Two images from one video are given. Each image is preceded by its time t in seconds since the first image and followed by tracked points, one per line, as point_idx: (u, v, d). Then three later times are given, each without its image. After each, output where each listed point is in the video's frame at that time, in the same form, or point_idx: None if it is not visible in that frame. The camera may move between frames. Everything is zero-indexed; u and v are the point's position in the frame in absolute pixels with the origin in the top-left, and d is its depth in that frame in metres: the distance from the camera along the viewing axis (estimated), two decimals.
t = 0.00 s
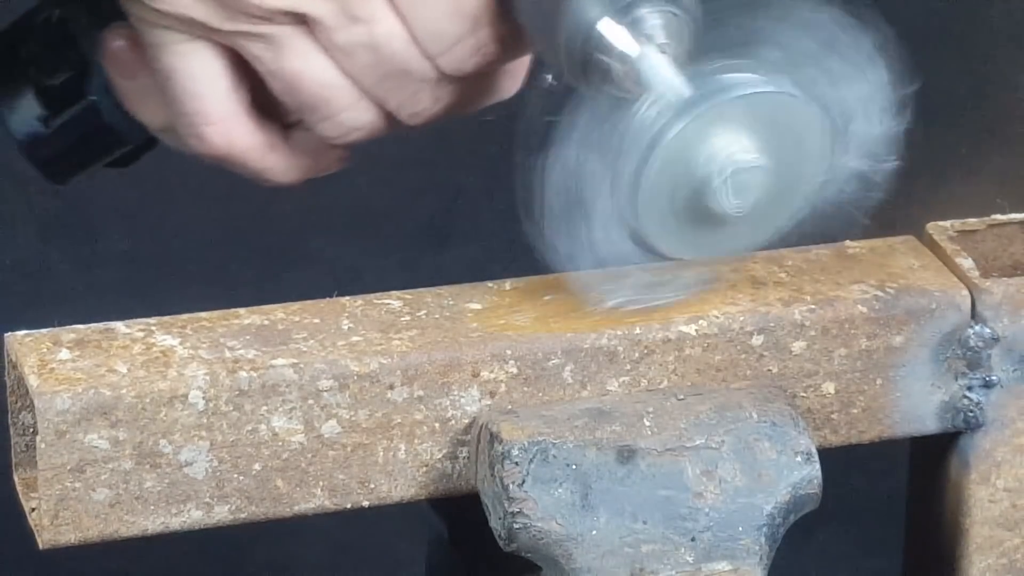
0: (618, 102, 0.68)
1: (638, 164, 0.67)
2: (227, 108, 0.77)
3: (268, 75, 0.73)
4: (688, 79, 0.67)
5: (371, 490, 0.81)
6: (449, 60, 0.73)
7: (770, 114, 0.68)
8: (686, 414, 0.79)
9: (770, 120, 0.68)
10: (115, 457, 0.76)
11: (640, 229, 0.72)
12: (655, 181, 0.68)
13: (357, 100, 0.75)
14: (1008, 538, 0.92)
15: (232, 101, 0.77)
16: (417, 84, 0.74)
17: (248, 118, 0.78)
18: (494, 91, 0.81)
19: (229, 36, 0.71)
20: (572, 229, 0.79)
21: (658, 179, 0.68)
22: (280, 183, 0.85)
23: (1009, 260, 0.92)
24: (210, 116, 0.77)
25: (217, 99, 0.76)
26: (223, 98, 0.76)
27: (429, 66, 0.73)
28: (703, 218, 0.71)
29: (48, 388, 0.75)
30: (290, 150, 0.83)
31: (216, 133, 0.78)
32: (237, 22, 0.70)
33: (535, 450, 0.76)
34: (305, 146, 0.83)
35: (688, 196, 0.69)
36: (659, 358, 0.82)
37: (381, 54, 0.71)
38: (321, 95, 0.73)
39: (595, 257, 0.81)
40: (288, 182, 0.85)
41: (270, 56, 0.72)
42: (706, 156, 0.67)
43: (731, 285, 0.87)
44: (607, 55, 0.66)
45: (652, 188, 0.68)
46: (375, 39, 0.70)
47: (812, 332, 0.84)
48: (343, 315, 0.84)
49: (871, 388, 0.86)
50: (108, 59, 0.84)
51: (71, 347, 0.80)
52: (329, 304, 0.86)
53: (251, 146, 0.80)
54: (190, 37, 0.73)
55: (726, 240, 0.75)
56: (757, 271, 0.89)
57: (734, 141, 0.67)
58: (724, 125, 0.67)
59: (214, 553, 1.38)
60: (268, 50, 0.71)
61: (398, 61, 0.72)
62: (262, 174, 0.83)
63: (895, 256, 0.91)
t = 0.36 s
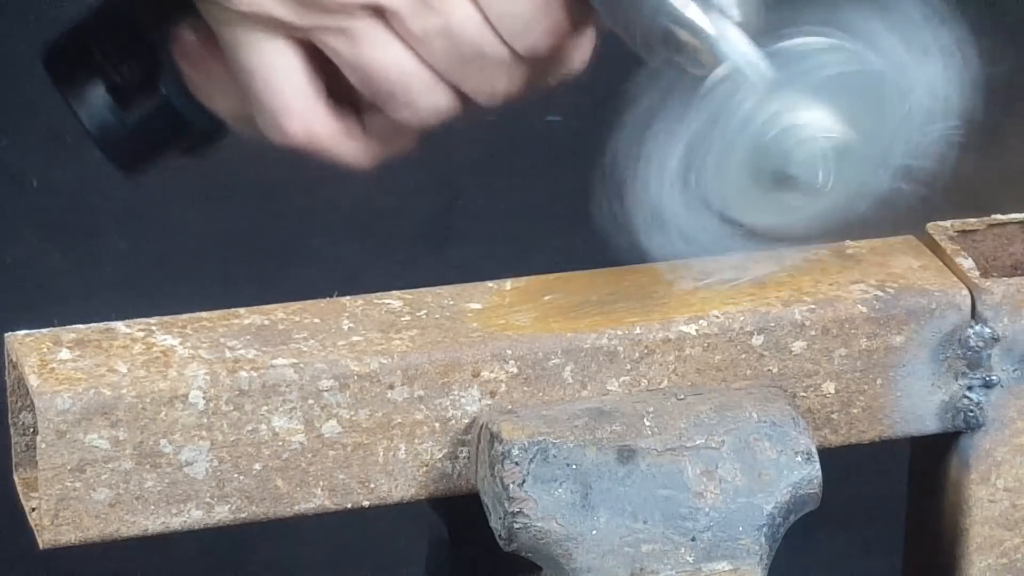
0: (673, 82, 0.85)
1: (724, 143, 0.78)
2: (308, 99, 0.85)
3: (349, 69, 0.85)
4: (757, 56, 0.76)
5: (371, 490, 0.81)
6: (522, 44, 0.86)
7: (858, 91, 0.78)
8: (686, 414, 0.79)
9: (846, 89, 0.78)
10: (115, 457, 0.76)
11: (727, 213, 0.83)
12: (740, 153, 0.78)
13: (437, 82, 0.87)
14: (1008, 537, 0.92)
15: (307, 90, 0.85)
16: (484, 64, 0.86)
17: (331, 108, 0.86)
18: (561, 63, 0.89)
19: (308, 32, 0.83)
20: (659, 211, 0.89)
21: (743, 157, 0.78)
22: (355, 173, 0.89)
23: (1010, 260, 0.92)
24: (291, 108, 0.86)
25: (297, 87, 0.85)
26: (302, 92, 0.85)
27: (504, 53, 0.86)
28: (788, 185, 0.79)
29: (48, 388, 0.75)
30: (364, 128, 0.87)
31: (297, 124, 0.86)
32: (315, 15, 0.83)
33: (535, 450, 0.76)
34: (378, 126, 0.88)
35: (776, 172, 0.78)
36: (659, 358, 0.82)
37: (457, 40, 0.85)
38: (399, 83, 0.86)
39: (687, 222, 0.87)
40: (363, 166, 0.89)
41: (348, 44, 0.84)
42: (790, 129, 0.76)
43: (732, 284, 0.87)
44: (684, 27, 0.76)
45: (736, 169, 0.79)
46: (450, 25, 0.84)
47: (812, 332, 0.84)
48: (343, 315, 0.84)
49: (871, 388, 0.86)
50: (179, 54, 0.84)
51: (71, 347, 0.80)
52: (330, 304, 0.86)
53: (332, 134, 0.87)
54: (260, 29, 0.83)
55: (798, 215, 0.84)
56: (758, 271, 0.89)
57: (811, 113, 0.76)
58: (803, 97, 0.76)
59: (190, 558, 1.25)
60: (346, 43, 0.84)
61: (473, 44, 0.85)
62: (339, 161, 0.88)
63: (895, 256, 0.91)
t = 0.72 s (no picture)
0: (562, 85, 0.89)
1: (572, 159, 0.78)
2: (212, 90, 0.91)
3: (258, 56, 0.89)
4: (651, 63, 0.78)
5: (371, 490, 0.81)
6: (427, 47, 0.91)
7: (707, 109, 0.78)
8: (686, 415, 0.79)
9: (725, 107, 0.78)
10: (115, 457, 0.76)
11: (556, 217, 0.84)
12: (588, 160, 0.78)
13: (347, 77, 0.90)
14: (1008, 538, 0.92)
15: (213, 83, 0.91)
16: (396, 69, 0.92)
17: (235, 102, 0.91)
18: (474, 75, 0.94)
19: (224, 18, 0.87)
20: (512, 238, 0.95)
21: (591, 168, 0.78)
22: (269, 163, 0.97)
23: (1010, 260, 0.92)
24: (199, 98, 0.92)
25: (201, 76, 0.90)
26: (206, 81, 0.91)
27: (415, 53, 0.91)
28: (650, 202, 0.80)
29: (49, 388, 0.75)
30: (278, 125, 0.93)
31: (206, 115, 0.92)
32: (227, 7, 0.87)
33: (535, 450, 0.76)
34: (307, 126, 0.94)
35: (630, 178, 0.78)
36: (659, 359, 0.82)
37: (359, 38, 0.89)
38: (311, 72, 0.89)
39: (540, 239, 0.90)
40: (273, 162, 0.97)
41: (256, 33, 0.88)
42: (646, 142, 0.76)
43: (732, 284, 0.87)
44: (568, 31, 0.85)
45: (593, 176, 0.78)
46: (354, 24, 0.88)
47: (812, 332, 0.84)
48: (343, 315, 0.84)
49: (871, 388, 0.86)
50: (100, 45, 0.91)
51: (71, 346, 0.80)
52: (330, 304, 0.86)
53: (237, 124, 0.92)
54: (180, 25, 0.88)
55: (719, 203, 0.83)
56: (758, 270, 0.89)
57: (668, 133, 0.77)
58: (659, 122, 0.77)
59: (191, 569, 1.21)
60: (253, 34, 0.88)
61: (371, 47, 0.89)
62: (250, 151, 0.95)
63: (895, 256, 0.91)
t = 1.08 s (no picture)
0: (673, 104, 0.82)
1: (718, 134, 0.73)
2: (345, 87, 0.85)
3: (382, 53, 0.83)
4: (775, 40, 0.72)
5: (371, 491, 0.81)
6: (551, 24, 0.83)
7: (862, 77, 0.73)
8: (687, 415, 0.79)
9: (881, 72, 0.73)
10: (115, 458, 0.75)
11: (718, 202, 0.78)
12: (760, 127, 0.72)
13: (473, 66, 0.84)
14: (1009, 539, 0.92)
15: (344, 79, 0.85)
16: (519, 53, 0.85)
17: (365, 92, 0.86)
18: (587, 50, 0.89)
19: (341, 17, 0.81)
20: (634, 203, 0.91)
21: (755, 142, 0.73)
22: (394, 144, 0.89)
23: (1011, 260, 0.91)
24: (327, 95, 0.86)
25: (330, 74, 0.84)
26: (336, 79, 0.85)
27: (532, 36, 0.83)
28: (803, 178, 0.74)
29: (48, 388, 0.74)
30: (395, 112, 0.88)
31: (339, 108, 0.86)
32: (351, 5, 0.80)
33: (535, 451, 0.76)
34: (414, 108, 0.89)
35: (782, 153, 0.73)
36: (660, 359, 0.82)
37: (483, 26, 0.82)
38: (435, 65, 0.84)
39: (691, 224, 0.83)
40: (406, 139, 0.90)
41: (382, 33, 0.82)
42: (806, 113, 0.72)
43: (734, 285, 0.87)
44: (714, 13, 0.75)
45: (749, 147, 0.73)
46: (474, 11, 0.81)
47: (813, 333, 0.83)
48: (343, 315, 0.84)
49: (872, 388, 0.86)
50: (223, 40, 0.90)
51: (70, 347, 0.80)
52: (329, 304, 0.86)
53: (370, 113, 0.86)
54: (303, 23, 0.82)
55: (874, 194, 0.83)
56: (759, 271, 0.89)
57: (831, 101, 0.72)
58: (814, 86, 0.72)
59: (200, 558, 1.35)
60: (378, 31, 0.82)
61: (499, 32, 0.82)
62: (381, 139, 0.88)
63: (896, 257, 0.91)
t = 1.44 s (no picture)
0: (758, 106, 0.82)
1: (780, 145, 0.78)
2: (392, 98, 0.88)
3: (437, 65, 0.85)
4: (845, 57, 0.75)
5: (370, 491, 0.81)
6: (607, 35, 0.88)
7: (934, 90, 0.77)
8: (686, 415, 0.79)
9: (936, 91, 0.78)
10: (115, 457, 0.75)
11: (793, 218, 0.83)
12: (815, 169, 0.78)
13: (530, 74, 0.88)
14: (1008, 538, 0.92)
15: (393, 92, 0.87)
16: (555, 68, 0.88)
17: (413, 106, 0.89)
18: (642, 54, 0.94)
19: (402, 31, 0.83)
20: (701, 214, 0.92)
21: (823, 164, 0.78)
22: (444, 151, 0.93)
23: (1010, 260, 0.90)
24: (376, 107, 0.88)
25: (380, 86, 0.86)
26: (386, 91, 0.87)
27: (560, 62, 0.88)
28: (854, 191, 0.80)
29: (48, 388, 0.74)
30: (445, 122, 0.91)
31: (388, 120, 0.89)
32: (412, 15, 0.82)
33: (534, 450, 0.76)
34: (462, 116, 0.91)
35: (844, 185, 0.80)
36: (660, 359, 0.82)
37: (526, 41, 0.85)
38: (484, 81, 0.87)
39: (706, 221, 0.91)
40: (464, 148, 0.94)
41: (429, 44, 0.84)
42: (866, 129, 0.76)
43: (734, 285, 0.87)
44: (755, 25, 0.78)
45: (819, 167, 0.78)
46: (529, 23, 0.84)
47: (813, 332, 0.83)
48: (343, 315, 0.84)
49: (872, 388, 0.86)
50: (268, 52, 0.93)
51: (71, 346, 0.80)
52: (330, 304, 0.86)
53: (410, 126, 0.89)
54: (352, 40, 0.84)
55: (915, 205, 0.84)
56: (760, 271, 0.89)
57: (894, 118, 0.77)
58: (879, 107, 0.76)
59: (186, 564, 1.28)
60: (428, 42, 0.84)
61: (548, 45, 0.86)
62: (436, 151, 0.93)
63: (896, 257, 0.91)
